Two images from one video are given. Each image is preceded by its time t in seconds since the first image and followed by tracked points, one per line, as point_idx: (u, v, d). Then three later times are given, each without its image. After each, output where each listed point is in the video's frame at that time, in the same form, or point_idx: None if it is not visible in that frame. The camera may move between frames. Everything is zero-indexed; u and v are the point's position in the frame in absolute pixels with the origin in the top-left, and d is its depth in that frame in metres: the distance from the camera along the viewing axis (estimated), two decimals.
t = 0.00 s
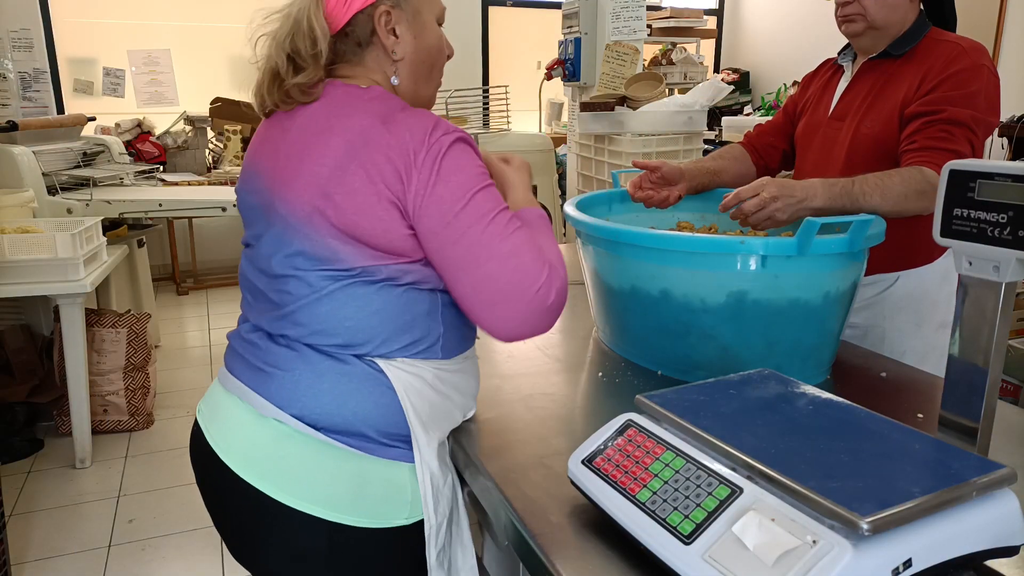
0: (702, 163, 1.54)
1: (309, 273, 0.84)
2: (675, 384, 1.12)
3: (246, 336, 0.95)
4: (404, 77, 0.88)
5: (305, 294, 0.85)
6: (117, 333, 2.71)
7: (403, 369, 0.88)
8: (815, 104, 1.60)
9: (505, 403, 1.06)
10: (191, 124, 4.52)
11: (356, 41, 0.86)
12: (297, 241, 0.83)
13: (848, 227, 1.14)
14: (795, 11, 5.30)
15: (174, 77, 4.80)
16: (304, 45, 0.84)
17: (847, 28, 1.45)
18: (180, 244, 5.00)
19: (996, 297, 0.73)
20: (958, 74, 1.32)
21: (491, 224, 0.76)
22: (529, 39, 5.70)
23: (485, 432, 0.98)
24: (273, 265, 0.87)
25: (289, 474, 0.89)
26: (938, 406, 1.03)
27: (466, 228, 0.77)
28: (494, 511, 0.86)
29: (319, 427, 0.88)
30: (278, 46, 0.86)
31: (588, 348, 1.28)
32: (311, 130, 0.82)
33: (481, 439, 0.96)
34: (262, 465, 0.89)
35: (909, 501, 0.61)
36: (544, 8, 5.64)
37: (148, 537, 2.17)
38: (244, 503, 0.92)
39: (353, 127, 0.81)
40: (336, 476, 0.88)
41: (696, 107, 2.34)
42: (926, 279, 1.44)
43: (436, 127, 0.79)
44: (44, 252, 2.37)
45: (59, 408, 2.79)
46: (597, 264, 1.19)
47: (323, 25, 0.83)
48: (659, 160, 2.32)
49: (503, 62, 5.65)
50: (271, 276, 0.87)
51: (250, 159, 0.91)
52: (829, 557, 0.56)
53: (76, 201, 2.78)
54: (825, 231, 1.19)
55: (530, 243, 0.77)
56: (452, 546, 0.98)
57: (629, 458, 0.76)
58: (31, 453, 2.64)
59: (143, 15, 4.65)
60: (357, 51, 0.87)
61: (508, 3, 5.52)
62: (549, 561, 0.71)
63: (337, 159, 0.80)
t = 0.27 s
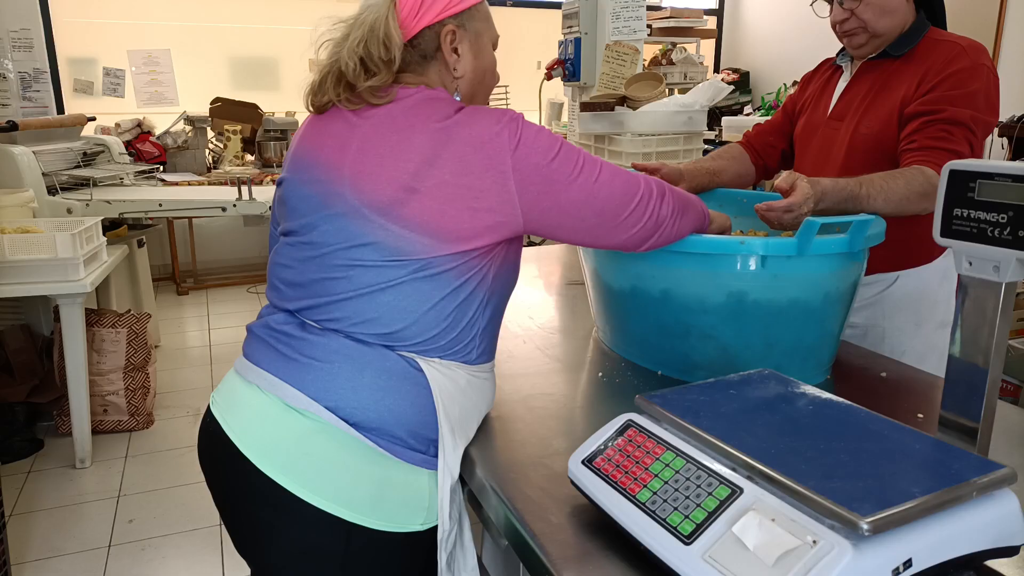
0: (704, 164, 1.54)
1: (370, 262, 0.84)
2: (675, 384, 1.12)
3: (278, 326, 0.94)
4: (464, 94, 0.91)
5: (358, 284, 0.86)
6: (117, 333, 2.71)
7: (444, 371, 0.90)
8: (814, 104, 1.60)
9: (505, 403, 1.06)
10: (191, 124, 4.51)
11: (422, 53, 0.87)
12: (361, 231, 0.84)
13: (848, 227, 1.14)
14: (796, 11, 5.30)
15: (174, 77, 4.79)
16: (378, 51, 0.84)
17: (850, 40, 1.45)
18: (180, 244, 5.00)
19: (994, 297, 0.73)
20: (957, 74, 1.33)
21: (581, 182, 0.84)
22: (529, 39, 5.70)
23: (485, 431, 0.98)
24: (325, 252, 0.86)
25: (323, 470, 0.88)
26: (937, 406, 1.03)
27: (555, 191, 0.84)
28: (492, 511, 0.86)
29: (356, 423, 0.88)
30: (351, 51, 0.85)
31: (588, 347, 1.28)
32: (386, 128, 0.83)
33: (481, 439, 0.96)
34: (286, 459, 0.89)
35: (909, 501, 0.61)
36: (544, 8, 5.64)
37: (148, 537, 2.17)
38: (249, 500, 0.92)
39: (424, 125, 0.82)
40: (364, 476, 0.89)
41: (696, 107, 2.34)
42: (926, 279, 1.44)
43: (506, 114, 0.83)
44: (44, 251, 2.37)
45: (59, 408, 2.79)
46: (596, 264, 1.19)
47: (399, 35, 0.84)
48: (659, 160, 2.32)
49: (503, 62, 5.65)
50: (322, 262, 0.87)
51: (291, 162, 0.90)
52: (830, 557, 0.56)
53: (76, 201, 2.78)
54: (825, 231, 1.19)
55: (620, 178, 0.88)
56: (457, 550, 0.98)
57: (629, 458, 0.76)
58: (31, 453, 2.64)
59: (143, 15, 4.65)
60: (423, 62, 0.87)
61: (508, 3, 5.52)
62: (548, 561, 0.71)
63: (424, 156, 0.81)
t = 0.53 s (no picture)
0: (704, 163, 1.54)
1: (366, 267, 0.84)
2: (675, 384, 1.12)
3: (277, 328, 0.94)
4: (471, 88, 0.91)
5: (357, 288, 0.86)
6: (117, 333, 2.71)
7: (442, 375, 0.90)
8: (814, 104, 1.60)
9: (505, 403, 1.06)
10: (191, 124, 4.52)
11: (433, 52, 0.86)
12: (359, 236, 0.84)
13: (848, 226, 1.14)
14: (796, 11, 5.30)
15: (174, 77, 4.79)
16: (402, 42, 0.84)
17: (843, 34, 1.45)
18: (180, 244, 5.00)
19: (994, 297, 0.73)
20: (957, 74, 1.32)
21: (581, 199, 0.82)
22: (529, 39, 5.70)
23: (485, 431, 0.98)
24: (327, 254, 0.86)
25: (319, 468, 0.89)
26: (937, 406, 1.03)
27: (555, 208, 0.82)
28: (492, 510, 0.86)
29: (356, 425, 0.88)
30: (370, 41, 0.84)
31: (588, 347, 1.28)
32: (386, 131, 0.83)
33: (481, 439, 0.96)
34: (285, 460, 0.89)
35: (908, 501, 0.61)
36: (544, 8, 5.64)
37: (148, 537, 2.17)
38: (249, 499, 0.92)
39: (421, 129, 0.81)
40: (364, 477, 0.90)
41: (696, 107, 2.34)
42: (926, 279, 1.44)
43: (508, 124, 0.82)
44: (44, 251, 2.37)
45: (59, 408, 2.79)
46: (596, 263, 1.19)
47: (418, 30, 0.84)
48: (659, 160, 2.32)
49: (503, 62, 5.65)
50: (321, 266, 0.87)
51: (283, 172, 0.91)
52: (829, 557, 0.56)
53: (76, 201, 2.78)
54: (825, 231, 1.19)
55: (622, 198, 0.85)
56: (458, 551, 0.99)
57: (629, 458, 0.76)
58: (31, 453, 2.64)
59: (143, 15, 4.65)
60: (427, 60, 0.86)
61: (508, 3, 5.52)
62: (549, 561, 0.71)
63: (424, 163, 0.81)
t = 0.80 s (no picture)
0: (702, 163, 1.54)
1: (288, 289, 0.81)
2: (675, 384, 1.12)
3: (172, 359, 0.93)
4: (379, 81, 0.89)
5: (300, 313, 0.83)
6: (117, 333, 2.72)
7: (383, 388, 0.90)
8: (813, 104, 1.60)
9: (505, 402, 1.06)
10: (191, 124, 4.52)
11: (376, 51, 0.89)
12: (189, 260, 0.82)
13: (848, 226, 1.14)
14: (796, 11, 5.29)
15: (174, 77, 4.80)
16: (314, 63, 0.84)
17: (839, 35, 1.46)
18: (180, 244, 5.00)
19: (994, 297, 0.73)
20: (956, 73, 1.32)
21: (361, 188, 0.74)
22: (528, 39, 5.70)
23: (486, 431, 0.98)
24: (231, 286, 0.81)
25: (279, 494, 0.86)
26: (937, 406, 1.03)
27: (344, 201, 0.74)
28: (493, 510, 0.86)
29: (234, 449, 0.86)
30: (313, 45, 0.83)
31: (588, 347, 1.28)
32: (198, 144, 0.79)
33: (481, 438, 0.96)
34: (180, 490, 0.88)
35: (908, 501, 0.61)
36: (544, 8, 5.63)
37: (148, 537, 2.17)
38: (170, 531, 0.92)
39: (309, 143, 0.75)
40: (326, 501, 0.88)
41: (696, 107, 2.34)
42: (926, 279, 1.44)
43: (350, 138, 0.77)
44: (44, 251, 2.37)
45: (59, 407, 2.79)
46: (596, 264, 1.19)
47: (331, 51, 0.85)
48: (659, 160, 2.32)
49: (503, 62, 5.66)
50: (178, 295, 0.86)
51: (161, 212, 0.85)
52: (828, 557, 0.56)
53: (76, 201, 2.78)
54: (825, 231, 1.19)
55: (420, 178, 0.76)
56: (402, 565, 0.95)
57: (629, 458, 0.76)
58: (31, 453, 2.64)
59: (143, 15, 4.65)
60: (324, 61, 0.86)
61: (508, 3, 5.52)
62: (550, 561, 0.71)
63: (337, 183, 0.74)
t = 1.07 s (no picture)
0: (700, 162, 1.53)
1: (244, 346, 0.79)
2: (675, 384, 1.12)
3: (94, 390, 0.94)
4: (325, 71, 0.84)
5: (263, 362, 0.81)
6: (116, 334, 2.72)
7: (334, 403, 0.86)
8: (813, 104, 1.60)
9: (506, 402, 1.07)
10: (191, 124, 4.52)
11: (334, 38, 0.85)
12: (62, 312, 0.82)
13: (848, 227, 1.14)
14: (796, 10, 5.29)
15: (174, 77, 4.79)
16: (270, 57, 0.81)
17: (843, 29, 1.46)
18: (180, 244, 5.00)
19: (994, 297, 0.73)
20: (956, 73, 1.32)
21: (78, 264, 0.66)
22: (528, 39, 5.70)
23: (485, 430, 0.98)
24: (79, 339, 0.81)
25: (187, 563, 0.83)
26: (937, 405, 1.03)
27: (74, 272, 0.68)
28: (493, 509, 0.86)
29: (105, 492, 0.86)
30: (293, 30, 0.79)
31: (588, 347, 1.28)
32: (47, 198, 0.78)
33: (481, 438, 0.96)
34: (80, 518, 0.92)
35: (908, 501, 0.61)
36: (545, 8, 5.63)
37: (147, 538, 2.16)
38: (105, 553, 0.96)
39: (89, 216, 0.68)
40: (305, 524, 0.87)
41: (696, 107, 2.33)
42: (927, 279, 1.44)
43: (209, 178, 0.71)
44: (45, 252, 2.37)
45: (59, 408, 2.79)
46: (597, 264, 1.19)
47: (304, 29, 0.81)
48: (660, 160, 2.32)
49: (503, 62, 5.65)
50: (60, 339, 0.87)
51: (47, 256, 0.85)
52: (828, 557, 0.56)
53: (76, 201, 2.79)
54: (826, 231, 1.19)
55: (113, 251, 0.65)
56: None
57: (628, 459, 0.76)
58: (31, 453, 2.64)
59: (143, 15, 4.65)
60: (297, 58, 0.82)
61: (508, 3, 5.52)
62: (551, 560, 0.71)
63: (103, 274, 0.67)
